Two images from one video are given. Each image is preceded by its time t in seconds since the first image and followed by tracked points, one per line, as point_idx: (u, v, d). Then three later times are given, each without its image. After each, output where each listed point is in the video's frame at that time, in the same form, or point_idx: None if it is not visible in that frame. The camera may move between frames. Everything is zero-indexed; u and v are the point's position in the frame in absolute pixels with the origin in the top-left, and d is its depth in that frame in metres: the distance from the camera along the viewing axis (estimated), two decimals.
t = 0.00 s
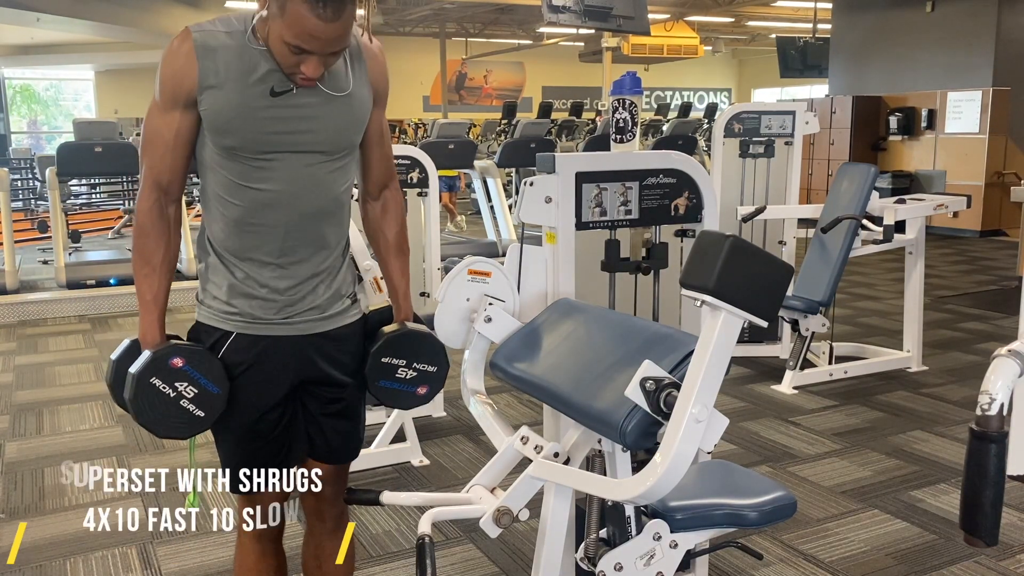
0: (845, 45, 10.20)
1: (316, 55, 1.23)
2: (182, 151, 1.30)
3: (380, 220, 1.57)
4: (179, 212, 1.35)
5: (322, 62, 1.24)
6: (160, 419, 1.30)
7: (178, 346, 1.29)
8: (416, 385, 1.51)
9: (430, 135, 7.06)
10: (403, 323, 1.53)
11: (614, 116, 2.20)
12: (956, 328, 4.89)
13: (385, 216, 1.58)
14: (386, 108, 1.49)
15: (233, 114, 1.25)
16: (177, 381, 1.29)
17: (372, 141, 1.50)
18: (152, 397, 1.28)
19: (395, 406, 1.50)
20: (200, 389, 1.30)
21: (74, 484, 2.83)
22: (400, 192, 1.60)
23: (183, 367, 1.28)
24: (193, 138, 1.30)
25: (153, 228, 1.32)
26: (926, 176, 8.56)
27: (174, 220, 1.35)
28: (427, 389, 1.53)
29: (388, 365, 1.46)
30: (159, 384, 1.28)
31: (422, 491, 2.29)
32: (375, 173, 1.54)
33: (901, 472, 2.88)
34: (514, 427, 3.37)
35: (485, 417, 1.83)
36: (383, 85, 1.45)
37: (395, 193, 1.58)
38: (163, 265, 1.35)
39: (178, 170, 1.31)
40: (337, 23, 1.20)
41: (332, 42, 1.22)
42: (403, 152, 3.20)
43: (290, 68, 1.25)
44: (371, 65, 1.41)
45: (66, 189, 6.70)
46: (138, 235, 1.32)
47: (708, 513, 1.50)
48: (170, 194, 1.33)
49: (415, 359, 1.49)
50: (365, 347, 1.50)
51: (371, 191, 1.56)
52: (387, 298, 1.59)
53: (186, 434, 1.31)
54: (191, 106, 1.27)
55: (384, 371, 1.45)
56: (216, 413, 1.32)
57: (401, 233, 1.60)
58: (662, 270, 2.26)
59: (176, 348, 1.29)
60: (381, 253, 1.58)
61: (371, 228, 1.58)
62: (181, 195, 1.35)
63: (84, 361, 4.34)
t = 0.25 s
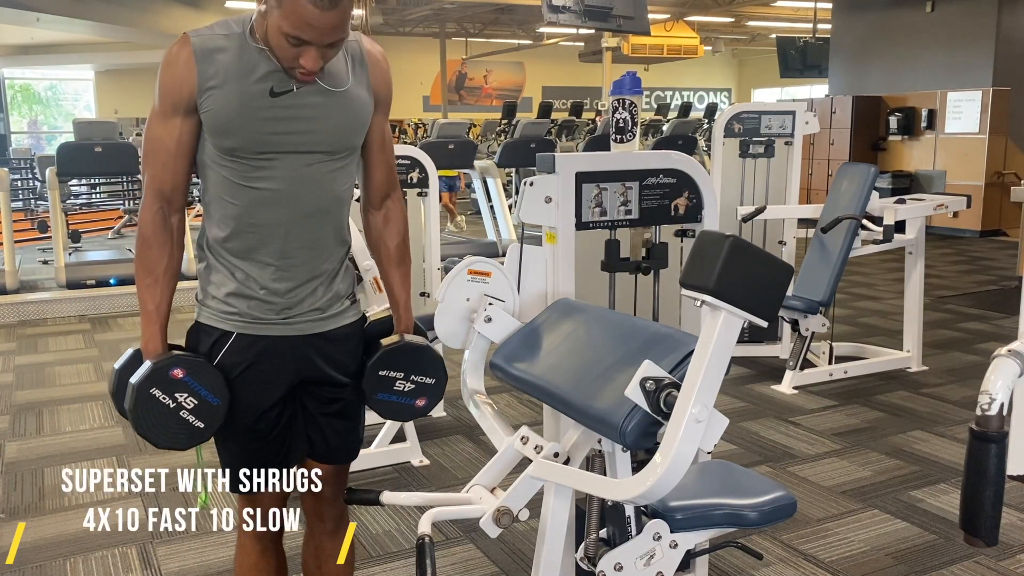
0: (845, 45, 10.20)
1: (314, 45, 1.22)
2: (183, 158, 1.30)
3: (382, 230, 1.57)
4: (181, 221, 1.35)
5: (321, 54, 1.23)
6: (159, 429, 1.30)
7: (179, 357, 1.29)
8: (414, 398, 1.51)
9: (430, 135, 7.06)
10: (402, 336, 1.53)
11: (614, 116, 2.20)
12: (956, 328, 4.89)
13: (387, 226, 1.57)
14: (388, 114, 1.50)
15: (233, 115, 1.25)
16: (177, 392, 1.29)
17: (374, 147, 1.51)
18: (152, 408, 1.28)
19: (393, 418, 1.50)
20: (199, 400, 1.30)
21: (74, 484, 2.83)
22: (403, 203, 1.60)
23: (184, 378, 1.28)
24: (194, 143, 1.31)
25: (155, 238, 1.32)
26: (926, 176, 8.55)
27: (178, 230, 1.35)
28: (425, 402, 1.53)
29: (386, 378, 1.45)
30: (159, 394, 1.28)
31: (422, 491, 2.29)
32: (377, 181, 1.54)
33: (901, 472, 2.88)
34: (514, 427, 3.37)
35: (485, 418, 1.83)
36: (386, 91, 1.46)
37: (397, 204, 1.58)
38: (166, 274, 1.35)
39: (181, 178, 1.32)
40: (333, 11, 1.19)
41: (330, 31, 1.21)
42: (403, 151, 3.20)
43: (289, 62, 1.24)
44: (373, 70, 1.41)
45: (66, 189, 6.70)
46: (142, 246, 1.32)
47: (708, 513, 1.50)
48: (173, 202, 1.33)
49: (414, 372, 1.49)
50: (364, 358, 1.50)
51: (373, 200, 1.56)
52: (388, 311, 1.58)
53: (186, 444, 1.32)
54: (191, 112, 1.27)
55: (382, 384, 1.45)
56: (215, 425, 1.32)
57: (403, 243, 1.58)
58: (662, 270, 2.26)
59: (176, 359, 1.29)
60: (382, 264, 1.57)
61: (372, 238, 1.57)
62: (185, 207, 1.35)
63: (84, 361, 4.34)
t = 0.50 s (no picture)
0: (844, 46, 10.20)
1: (311, 41, 1.22)
2: (183, 160, 1.30)
3: (383, 231, 1.57)
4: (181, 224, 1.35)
5: (318, 50, 1.23)
6: (158, 432, 1.30)
7: (179, 360, 1.29)
8: (413, 399, 1.51)
9: (430, 135, 7.07)
10: (403, 337, 1.52)
11: (614, 116, 2.20)
12: (956, 328, 4.89)
13: (388, 228, 1.57)
14: (389, 115, 1.50)
15: (233, 115, 1.25)
16: (176, 396, 1.29)
17: (375, 148, 1.51)
18: (152, 412, 1.28)
19: (392, 420, 1.50)
20: (198, 404, 1.30)
21: (74, 484, 2.83)
22: (405, 203, 1.59)
23: (183, 381, 1.28)
24: (194, 145, 1.31)
25: (155, 239, 1.32)
26: (926, 176, 8.55)
27: (176, 231, 1.35)
28: (425, 403, 1.53)
29: (385, 378, 1.45)
30: (158, 397, 1.28)
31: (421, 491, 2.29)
32: (378, 183, 1.55)
33: (901, 472, 2.88)
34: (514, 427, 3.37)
35: (485, 417, 1.83)
36: (386, 91, 1.45)
37: (399, 204, 1.58)
38: (165, 276, 1.35)
39: (179, 178, 1.32)
40: (329, 7, 1.19)
41: (326, 28, 1.21)
42: (403, 151, 3.20)
43: (285, 59, 1.24)
44: (373, 70, 1.41)
45: (66, 189, 6.70)
46: (142, 247, 1.32)
47: (708, 513, 1.50)
48: (172, 204, 1.33)
49: (414, 373, 1.49)
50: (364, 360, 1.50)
51: (374, 202, 1.56)
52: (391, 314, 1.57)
53: (185, 448, 1.32)
54: (191, 114, 1.27)
55: (381, 384, 1.45)
56: (213, 429, 1.32)
57: (405, 244, 1.58)
58: (662, 270, 2.26)
59: (176, 362, 1.29)
60: (384, 265, 1.57)
61: (373, 240, 1.57)
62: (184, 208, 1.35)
63: (84, 361, 4.34)
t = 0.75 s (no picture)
0: (845, 45, 10.20)
1: (311, 51, 1.24)
2: (178, 138, 1.30)
3: (381, 205, 1.57)
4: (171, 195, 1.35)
5: (317, 59, 1.25)
6: (156, 402, 1.30)
7: (175, 330, 1.29)
8: (415, 368, 1.49)
9: (430, 135, 7.07)
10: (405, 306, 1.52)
11: (614, 116, 2.20)
12: (956, 328, 4.89)
13: (386, 200, 1.57)
14: (385, 93, 1.48)
15: (231, 108, 1.25)
16: (174, 365, 1.28)
17: (372, 126, 1.49)
18: (150, 380, 1.28)
19: (394, 389, 1.49)
20: (196, 373, 1.29)
21: (74, 484, 2.83)
22: (401, 176, 1.59)
23: (180, 351, 1.28)
24: (189, 128, 1.30)
25: (146, 211, 1.32)
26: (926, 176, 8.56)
27: (167, 204, 1.35)
28: (427, 371, 1.51)
29: (386, 346, 1.44)
30: (156, 367, 1.28)
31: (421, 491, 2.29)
32: (376, 157, 1.54)
33: (901, 472, 2.88)
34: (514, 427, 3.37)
35: (485, 417, 1.83)
36: (381, 77, 1.44)
37: (395, 177, 1.58)
38: (157, 252, 1.35)
39: (173, 159, 1.31)
40: (330, 19, 1.21)
41: (326, 39, 1.23)
42: (403, 151, 3.20)
43: (283, 63, 1.25)
44: (367, 54, 1.40)
45: (66, 189, 6.70)
46: (133, 219, 1.32)
47: (708, 512, 1.50)
48: (162, 177, 1.32)
49: (415, 341, 1.47)
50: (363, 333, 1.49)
51: (372, 175, 1.56)
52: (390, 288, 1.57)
53: (183, 418, 1.31)
54: (188, 95, 1.27)
55: (382, 352, 1.44)
56: (212, 399, 1.31)
57: (403, 215, 1.58)
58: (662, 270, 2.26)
59: (173, 332, 1.28)
60: (382, 237, 1.57)
61: (372, 212, 1.58)
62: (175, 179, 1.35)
63: (84, 361, 4.34)
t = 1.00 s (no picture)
0: (845, 46, 10.20)
1: (313, 57, 1.24)
2: (177, 131, 1.30)
3: (380, 196, 1.57)
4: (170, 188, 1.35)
5: (319, 63, 1.26)
6: (158, 392, 1.30)
7: (177, 320, 1.30)
8: (414, 360, 1.51)
9: (430, 135, 7.07)
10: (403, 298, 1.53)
11: (614, 116, 2.20)
12: (957, 328, 4.89)
13: (385, 191, 1.57)
14: (385, 86, 1.48)
15: (231, 105, 1.25)
16: (174, 354, 1.29)
17: (371, 118, 1.49)
18: (150, 369, 1.28)
19: (392, 379, 1.49)
20: (197, 362, 1.30)
21: (74, 484, 2.83)
22: (400, 168, 1.59)
23: (181, 340, 1.29)
24: (187, 124, 1.31)
25: (144, 203, 1.32)
26: (926, 176, 8.56)
27: (165, 196, 1.36)
28: (425, 363, 1.52)
29: (387, 337, 1.45)
30: (157, 356, 1.28)
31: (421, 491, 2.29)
32: (376, 149, 1.54)
33: (901, 472, 2.88)
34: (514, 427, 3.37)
35: (485, 417, 1.83)
36: (378, 73, 1.44)
37: (394, 169, 1.58)
38: (155, 244, 1.35)
39: (171, 153, 1.32)
40: (333, 25, 1.21)
41: (329, 44, 1.23)
42: (403, 151, 3.20)
43: (284, 66, 1.25)
44: (367, 53, 1.41)
45: (66, 189, 6.70)
46: (132, 211, 1.32)
47: (708, 512, 1.50)
48: (162, 170, 1.33)
49: (415, 333, 1.49)
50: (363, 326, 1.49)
51: (371, 166, 1.56)
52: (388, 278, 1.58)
53: (184, 407, 1.31)
54: (188, 91, 1.26)
55: (383, 343, 1.45)
56: (212, 388, 1.31)
57: (402, 206, 1.59)
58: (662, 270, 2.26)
59: (174, 321, 1.29)
60: (382, 228, 1.58)
61: (371, 203, 1.58)
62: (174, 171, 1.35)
63: (84, 361, 4.34)
